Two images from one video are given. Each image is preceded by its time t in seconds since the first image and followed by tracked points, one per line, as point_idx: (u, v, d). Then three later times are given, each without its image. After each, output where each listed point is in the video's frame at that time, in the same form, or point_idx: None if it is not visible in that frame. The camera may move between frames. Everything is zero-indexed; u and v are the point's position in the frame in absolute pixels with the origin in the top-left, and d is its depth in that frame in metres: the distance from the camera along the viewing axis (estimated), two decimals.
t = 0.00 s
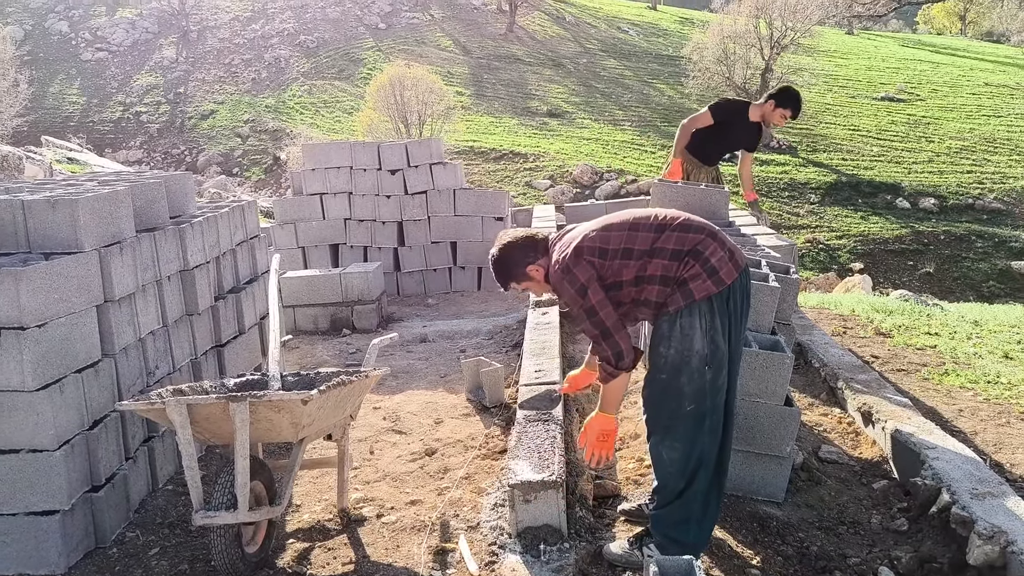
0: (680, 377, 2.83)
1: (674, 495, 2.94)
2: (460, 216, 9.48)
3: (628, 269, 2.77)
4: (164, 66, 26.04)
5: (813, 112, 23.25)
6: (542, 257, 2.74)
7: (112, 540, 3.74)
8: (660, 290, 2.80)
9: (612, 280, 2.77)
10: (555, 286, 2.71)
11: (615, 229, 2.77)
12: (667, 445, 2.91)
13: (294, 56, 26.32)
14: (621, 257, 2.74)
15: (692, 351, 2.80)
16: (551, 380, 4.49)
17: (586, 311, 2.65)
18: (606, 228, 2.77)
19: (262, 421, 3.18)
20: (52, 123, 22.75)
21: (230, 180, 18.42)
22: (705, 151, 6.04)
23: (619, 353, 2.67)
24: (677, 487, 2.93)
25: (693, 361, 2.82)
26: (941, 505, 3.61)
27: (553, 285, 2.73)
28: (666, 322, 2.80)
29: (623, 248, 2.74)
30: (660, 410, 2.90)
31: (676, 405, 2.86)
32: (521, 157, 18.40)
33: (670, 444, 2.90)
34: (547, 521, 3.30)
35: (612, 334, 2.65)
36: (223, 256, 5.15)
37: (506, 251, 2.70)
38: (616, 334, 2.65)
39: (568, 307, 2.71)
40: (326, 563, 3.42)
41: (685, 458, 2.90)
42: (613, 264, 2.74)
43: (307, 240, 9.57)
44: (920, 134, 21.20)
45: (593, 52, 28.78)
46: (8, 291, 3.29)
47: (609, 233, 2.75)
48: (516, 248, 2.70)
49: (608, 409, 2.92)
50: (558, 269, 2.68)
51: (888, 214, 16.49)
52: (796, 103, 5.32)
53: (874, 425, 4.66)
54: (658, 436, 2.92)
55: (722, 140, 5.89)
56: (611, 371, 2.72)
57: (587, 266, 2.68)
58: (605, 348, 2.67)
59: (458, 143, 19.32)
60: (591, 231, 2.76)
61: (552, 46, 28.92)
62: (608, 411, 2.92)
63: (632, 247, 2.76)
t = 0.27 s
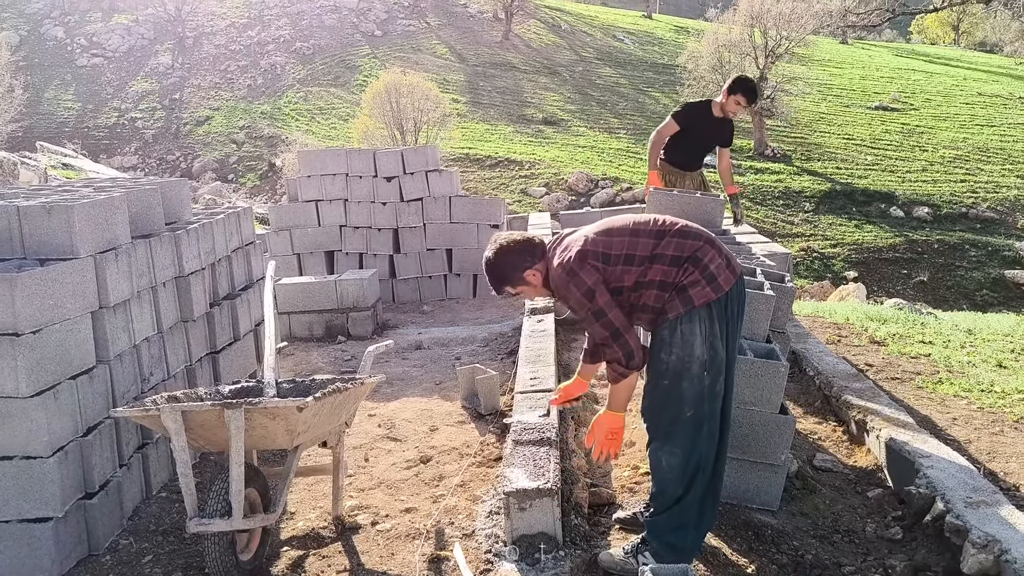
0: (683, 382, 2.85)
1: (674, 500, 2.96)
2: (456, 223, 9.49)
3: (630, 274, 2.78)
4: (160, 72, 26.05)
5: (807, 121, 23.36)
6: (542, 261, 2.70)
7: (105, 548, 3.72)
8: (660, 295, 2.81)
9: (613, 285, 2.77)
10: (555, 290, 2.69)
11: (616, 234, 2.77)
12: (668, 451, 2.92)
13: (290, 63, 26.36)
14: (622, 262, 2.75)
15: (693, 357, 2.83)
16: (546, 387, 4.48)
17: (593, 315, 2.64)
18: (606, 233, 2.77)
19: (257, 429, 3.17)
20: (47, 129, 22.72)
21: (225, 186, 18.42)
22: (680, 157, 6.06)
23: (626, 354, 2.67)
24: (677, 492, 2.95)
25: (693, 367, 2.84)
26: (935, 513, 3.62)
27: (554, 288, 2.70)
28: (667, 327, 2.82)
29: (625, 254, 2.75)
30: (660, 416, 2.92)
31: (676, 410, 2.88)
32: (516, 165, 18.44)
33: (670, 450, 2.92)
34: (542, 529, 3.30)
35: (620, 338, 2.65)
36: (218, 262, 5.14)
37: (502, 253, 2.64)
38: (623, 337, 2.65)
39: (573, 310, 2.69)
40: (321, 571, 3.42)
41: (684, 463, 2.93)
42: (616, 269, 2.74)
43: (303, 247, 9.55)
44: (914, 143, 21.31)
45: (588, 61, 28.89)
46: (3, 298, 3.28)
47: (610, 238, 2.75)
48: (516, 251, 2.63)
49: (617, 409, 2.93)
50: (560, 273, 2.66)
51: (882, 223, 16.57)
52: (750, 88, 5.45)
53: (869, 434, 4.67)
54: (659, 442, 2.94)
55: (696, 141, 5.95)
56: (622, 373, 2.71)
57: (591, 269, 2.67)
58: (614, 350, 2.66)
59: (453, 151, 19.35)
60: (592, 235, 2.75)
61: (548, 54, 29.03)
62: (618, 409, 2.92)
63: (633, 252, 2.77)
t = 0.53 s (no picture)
0: (688, 389, 2.85)
1: (679, 506, 2.97)
2: (455, 229, 9.50)
3: (630, 285, 2.78)
4: (159, 77, 26.08)
5: (805, 129, 23.43)
6: (539, 281, 2.71)
7: (102, 553, 3.72)
8: (660, 304, 2.82)
9: (613, 297, 2.78)
10: (557, 308, 2.69)
11: (612, 246, 2.77)
12: (672, 457, 2.94)
13: (289, 69, 26.40)
14: (621, 274, 2.75)
15: (698, 363, 2.83)
16: (544, 394, 4.48)
17: (598, 329, 2.64)
18: (603, 245, 2.77)
19: (255, 435, 3.18)
20: (46, 133, 22.74)
21: (224, 191, 18.45)
22: (656, 165, 6.12)
23: (634, 365, 2.67)
24: (682, 497, 2.96)
25: (699, 372, 2.85)
26: (932, 522, 3.62)
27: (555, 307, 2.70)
28: (670, 334, 2.82)
29: (623, 266, 2.75)
30: (664, 422, 2.93)
31: (681, 416, 2.89)
32: (514, 171, 18.48)
33: (675, 455, 2.93)
34: (540, 536, 3.29)
35: (626, 349, 2.65)
36: (217, 267, 5.14)
37: (499, 276, 2.64)
38: (629, 347, 2.65)
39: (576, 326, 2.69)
40: None
41: (689, 468, 2.94)
42: (615, 281, 2.75)
43: (302, 252, 9.57)
44: (911, 152, 21.37)
45: (587, 68, 28.97)
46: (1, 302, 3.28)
47: (607, 251, 2.75)
48: (514, 273, 2.63)
49: (621, 415, 2.91)
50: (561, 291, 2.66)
51: (880, 231, 16.62)
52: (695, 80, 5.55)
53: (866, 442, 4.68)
54: (663, 449, 2.95)
55: (668, 145, 6.02)
56: (629, 383, 2.71)
57: (591, 283, 2.68)
58: (622, 362, 2.66)
59: (452, 157, 19.39)
60: (588, 249, 2.76)
61: (547, 61, 29.12)
62: (622, 416, 2.91)
63: (631, 263, 2.77)
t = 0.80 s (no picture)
0: (690, 394, 2.86)
1: (678, 511, 2.99)
2: (456, 233, 9.51)
3: (632, 291, 2.78)
4: (161, 80, 26.12)
5: (806, 134, 23.44)
6: (540, 288, 2.71)
7: (102, 555, 3.72)
8: (662, 309, 2.82)
9: (615, 302, 2.78)
10: (558, 314, 2.69)
11: (614, 251, 2.77)
12: (673, 462, 2.95)
13: (292, 72, 26.44)
14: (622, 280, 2.75)
15: (700, 368, 2.84)
16: (545, 398, 4.49)
17: (600, 335, 2.64)
18: (605, 251, 2.77)
19: (256, 437, 3.18)
20: (48, 136, 22.77)
21: (225, 194, 18.46)
22: (649, 167, 6.18)
23: (637, 372, 2.66)
24: (681, 502, 2.98)
25: (701, 377, 2.85)
26: (932, 527, 3.63)
27: (555, 313, 2.70)
28: (673, 340, 2.82)
29: (625, 272, 2.75)
30: (663, 427, 2.94)
31: (683, 422, 2.89)
32: (516, 175, 18.50)
33: (675, 460, 2.94)
34: (539, 539, 3.30)
35: (630, 355, 2.64)
36: (219, 270, 5.16)
37: (498, 283, 2.64)
38: (633, 354, 2.64)
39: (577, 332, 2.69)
40: None
41: (689, 472, 2.96)
42: (617, 287, 2.75)
43: (303, 255, 9.60)
44: (912, 156, 21.39)
45: (589, 72, 29.01)
46: (4, 304, 3.29)
47: (609, 256, 2.75)
48: (514, 281, 2.63)
49: (624, 424, 2.84)
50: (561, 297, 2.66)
51: (881, 235, 16.62)
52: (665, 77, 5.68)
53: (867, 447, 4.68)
54: (664, 454, 2.96)
55: (657, 146, 6.08)
56: (633, 391, 2.70)
57: (592, 289, 2.68)
58: (625, 368, 2.66)
59: (453, 161, 19.41)
60: (589, 254, 2.76)
61: (548, 65, 29.15)
62: (624, 425, 2.86)
63: (633, 269, 2.77)
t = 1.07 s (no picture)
0: (694, 394, 2.86)
1: (682, 511, 2.99)
2: (458, 233, 9.51)
3: (637, 290, 2.78)
4: (164, 81, 26.18)
5: (809, 134, 23.41)
6: (544, 287, 2.70)
7: (106, 554, 3.73)
8: (667, 309, 2.82)
9: (619, 301, 2.77)
10: (562, 312, 2.68)
11: (618, 250, 2.77)
12: (677, 463, 2.95)
13: (294, 73, 26.47)
14: (627, 279, 2.75)
15: (704, 368, 2.84)
16: (547, 398, 4.49)
17: (608, 334, 2.63)
18: (609, 250, 2.77)
19: (259, 437, 3.19)
20: (51, 137, 22.83)
21: (228, 195, 18.49)
22: (653, 166, 6.21)
23: (644, 371, 2.65)
24: (684, 502, 2.98)
25: (706, 378, 2.86)
26: (935, 526, 3.62)
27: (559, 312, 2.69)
28: (677, 340, 2.82)
29: (630, 270, 2.75)
30: (667, 426, 2.94)
31: (687, 421, 2.90)
32: (518, 175, 18.51)
33: (679, 461, 2.95)
34: (541, 539, 3.31)
35: (637, 353, 2.64)
36: (222, 271, 5.17)
37: (501, 281, 2.63)
38: (640, 352, 2.63)
39: (581, 331, 2.68)
40: None
41: (693, 473, 2.96)
42: (622, 287, 2.74)
43: (305, 256, 9.61)
44: (915, 156, 21.35)
45: (591, 73, 29.01)
46: (9, 305, 3.31)
47: (614, 255, 2.75)
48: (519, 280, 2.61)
49: (628, 425, 2.83)
50: (566, 295, 2.65)
51: (884, 236, 16.60)
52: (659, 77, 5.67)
53: (869, 447, 4.67)
54: (668, 454, 2.97)
55: (660, 145, 6.12)
56: (640, 390, 2.69)
57: (598, 287, 2.67)
58: (631, 367, 2.64)
59: (456, 161, 19.42)
60: (594, 253, 2.75)
61: (551, 66, 29.17)
62: (630, 425, 2.85)
63: (637, 267, 2.77)
